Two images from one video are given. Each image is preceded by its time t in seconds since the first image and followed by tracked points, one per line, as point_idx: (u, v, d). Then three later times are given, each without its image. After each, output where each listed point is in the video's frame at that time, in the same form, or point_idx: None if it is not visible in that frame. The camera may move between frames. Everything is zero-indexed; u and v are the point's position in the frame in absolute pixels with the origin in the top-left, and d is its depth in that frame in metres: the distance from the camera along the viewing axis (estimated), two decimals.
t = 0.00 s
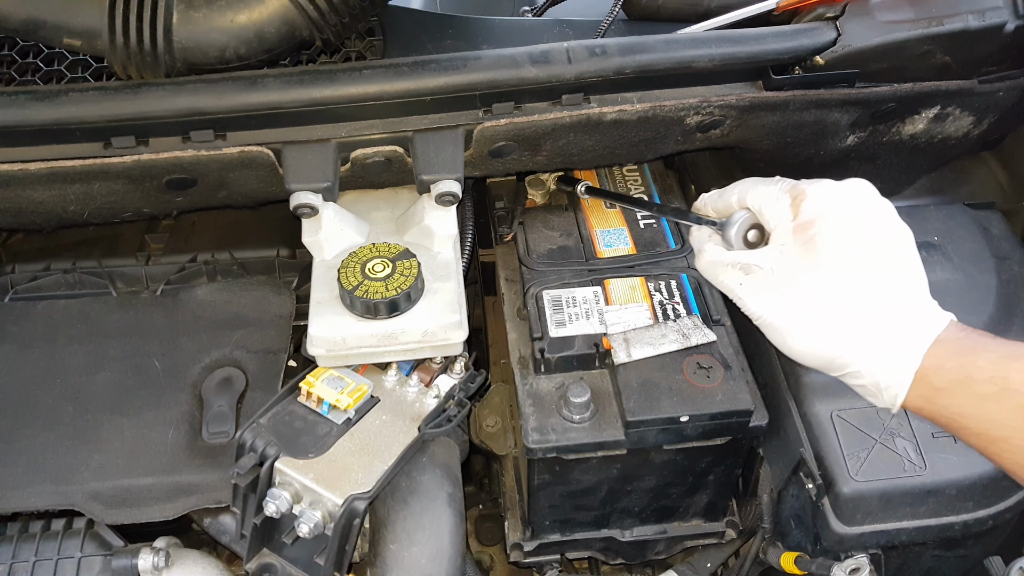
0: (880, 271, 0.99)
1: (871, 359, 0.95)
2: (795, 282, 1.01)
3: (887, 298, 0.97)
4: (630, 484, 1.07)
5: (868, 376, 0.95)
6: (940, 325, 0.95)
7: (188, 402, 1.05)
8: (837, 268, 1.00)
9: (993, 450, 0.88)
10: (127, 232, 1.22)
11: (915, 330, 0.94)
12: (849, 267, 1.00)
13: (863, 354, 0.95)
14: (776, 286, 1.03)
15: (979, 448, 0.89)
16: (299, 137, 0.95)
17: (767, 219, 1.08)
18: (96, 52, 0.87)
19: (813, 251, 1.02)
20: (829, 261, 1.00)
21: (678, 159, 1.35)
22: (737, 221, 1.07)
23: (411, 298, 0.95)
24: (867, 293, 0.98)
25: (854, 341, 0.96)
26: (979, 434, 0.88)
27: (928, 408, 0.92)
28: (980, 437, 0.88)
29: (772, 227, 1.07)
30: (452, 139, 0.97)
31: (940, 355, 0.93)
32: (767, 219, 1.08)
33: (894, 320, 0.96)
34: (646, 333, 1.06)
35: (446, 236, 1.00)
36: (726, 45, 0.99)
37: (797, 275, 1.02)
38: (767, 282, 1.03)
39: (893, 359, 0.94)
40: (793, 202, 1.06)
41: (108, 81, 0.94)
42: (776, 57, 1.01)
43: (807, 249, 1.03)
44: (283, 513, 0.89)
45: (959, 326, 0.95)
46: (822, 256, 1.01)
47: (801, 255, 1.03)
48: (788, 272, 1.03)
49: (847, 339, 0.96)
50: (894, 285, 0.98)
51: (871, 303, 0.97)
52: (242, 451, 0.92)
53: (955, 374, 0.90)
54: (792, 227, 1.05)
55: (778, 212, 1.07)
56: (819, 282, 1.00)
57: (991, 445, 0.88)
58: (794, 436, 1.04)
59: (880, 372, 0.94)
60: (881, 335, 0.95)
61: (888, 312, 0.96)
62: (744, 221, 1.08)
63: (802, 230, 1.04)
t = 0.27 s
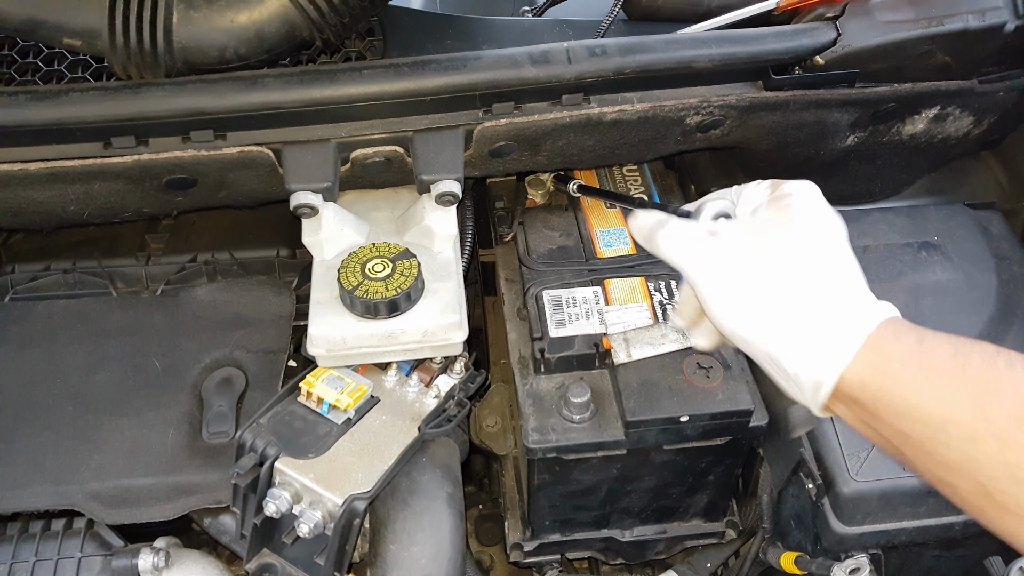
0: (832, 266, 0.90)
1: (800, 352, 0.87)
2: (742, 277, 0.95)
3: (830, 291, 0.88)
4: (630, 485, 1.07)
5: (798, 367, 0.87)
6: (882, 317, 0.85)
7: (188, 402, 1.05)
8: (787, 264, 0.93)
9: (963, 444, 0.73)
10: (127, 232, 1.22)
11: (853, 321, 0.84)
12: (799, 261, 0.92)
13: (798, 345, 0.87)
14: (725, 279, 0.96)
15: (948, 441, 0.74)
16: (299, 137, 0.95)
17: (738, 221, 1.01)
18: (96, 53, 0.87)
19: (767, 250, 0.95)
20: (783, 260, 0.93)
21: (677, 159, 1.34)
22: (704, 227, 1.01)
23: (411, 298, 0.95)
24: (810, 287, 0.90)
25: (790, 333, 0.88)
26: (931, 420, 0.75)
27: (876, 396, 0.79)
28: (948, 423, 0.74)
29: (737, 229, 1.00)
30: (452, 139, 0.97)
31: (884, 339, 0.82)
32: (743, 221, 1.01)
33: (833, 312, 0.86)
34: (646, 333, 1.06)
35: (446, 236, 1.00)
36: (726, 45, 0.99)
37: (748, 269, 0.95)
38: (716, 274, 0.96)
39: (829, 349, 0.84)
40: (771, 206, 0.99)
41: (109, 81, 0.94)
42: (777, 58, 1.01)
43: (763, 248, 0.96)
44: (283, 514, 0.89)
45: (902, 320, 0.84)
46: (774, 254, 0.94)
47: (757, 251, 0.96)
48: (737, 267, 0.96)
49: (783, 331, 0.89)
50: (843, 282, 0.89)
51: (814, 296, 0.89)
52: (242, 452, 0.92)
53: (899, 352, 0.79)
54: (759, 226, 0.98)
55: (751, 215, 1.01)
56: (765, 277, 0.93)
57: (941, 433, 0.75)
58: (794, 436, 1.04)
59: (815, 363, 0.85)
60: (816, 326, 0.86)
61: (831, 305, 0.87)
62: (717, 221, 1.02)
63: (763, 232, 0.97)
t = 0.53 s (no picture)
0: (779, 262, 0.90)
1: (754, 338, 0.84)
2: (695, 272, 0.93)
3: (777, 283, 0.87)
4: (630, 485, 1.07)
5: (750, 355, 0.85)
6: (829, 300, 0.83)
7: (188, 402, 1.05)
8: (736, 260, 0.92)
9: (909, 420, 0.69)
10: (127, 232, 1.22)
11: (800, 305, 0.83)
12: (746, 258, 0.92)
13: (750, 332, 0.85)
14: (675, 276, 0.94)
15: (893, 415, 0.70)
16: (299, 138, 0.95)
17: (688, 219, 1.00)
18: (96, 53, 0.87)
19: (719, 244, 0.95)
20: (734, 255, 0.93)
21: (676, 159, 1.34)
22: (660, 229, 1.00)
23: (411, 298, 0.94)
24: (757, 278, 0.89)
25: (741, 322, 0.86)
26: (869, 393, 0.72)
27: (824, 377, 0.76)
28: (894, 395, 0.71)
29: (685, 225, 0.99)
30: (451, 139, 0.97)
31: (832, 314, 0.80)
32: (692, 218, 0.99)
33: (781, 299, 0.85)
34: (647, 332, 1.06)
35: (446, 236, 1.00)
36: (726, 45, 0.99)
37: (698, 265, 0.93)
38: (666, 272, 0.95)
39: (782, 335, 0.82)
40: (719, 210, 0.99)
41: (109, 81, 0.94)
42: (777, 57, 1.01)
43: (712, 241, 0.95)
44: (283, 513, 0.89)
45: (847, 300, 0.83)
46: (723, 248, 0.94)
47: (706, 244, 0.95)
48: (688, 263, 0.94)
49: (732, 320, 0.87)
50: (788, 274, 0.88)
51: (761, 287, 0.88)
52: (242, 451, 0.92)
53: (849, 328, 0.77)
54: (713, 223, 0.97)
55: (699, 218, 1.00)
56: (714, 270, 0.92)
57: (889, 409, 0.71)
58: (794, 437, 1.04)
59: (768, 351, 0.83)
60: (766, 312, 0.85)
61: (778, 294, 0.86)
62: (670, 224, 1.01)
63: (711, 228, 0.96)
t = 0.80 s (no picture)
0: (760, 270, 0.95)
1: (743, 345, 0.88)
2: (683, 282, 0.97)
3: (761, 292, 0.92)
4: (630, 485, 1.07)
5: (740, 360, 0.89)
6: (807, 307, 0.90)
7: (187, 402, 1.05)
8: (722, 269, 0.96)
9: (882, 426, 0.75)
10: (127, 232, 1.22)
11: (784, 313, 0.88)
12: (729, 266, 0.96)
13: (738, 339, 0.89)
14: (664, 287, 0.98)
15: (869, 422, 0.76)
16: (299, 138, 0.95)
17: (671, 226, 1.03)
18: (96, 52, 0.87)
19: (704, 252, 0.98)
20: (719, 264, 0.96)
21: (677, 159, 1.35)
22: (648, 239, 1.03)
23: (411, 298, 0.94)
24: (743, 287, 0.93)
25: (729, 330, 0.91)
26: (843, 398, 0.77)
27: (804, 387, 0.81)
28: (866, 403, 0.76)
29: (671, 233, 1.02)
30: (451, 139, 0.97)
31: (811, 320, 0.85)
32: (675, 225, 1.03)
33: (766, 307, 0.90)
34: (647, 333, 1.07)
35: (446, 236, 1.00)
36: (726, 45, 0.99)
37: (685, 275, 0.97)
38: (657, 282, 0.99)
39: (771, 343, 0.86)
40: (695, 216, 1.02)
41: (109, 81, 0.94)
42: (777, 57, 1.01)
43: (697, 249, 0.98)
44: (283, 514, 0.89)
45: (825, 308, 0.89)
46: (707, 256, 0.97)
47: (692, 253, 0.98)
48: (676, 273, 0.98)
49: (719, 323, 0.92)
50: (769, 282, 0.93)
51: (746, 296, 0.92)
52: (242, 452, 0.92)
53: (819, 339, 0.82)
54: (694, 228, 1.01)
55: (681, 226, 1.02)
56: (701, 279, 0.96)
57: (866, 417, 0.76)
58: (794, 437, 1.04)
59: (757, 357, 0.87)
60: (753, 320, 0.89)
61: (763, 303, 0.90)
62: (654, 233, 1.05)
63: (694, 236, 1.00)
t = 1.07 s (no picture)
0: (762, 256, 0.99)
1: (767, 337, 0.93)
2: (692, 281, 1.01)
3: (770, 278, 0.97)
4: (630, 485, 1.07)
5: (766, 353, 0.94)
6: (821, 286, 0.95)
7: (187, 402, 1.06)
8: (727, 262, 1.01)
9: (907, 412, 0.82)
10: (127, 232, 1.22)
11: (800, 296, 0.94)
12: (732, 258, 1.01)
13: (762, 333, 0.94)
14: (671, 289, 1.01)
15: (896, 408, 0.83)
16: (299, 138, 0.95)
17: (667, 226, 1.07)
18: (96, 53, 0.87)
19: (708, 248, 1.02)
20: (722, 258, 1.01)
21: (677, 160, 1.36)
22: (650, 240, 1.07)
23: (411, 298, 0.94)
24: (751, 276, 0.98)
25: (749, 324, 0.95)
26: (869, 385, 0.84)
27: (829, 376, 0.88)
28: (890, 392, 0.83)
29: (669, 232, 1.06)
30: (452, 139, 0.97)
31: (826, 306, 0.91)
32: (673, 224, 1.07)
33: (781, 294, 0.95)
34: (647, 333, 1.07)
35: (446, 236, 1.00)
36: (726, 45, 0.99)
37: (692, 274, 1.01)
38: (663, 284, 1.02)
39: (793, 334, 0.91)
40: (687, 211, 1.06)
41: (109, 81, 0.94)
42: (777, 57, 1.01)
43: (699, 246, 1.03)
44: (283, 514, 0.89)
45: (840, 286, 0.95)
46: (711, 252, 1.02)
47: (694, 252, 1.03)
48: (682, 273, 1.02)
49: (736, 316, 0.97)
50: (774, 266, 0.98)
51: (757, 287, 0.97)
52: (242, 451, 0.92)
53: (838, 328, 0.88)
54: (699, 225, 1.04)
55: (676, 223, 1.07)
56: (708, 276, 1.01)
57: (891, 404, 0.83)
58: (794, 437, 1.04)
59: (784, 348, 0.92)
60: (772, 311, 0.94)
61: (775, 291, 0.96)
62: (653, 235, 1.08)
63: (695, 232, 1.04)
